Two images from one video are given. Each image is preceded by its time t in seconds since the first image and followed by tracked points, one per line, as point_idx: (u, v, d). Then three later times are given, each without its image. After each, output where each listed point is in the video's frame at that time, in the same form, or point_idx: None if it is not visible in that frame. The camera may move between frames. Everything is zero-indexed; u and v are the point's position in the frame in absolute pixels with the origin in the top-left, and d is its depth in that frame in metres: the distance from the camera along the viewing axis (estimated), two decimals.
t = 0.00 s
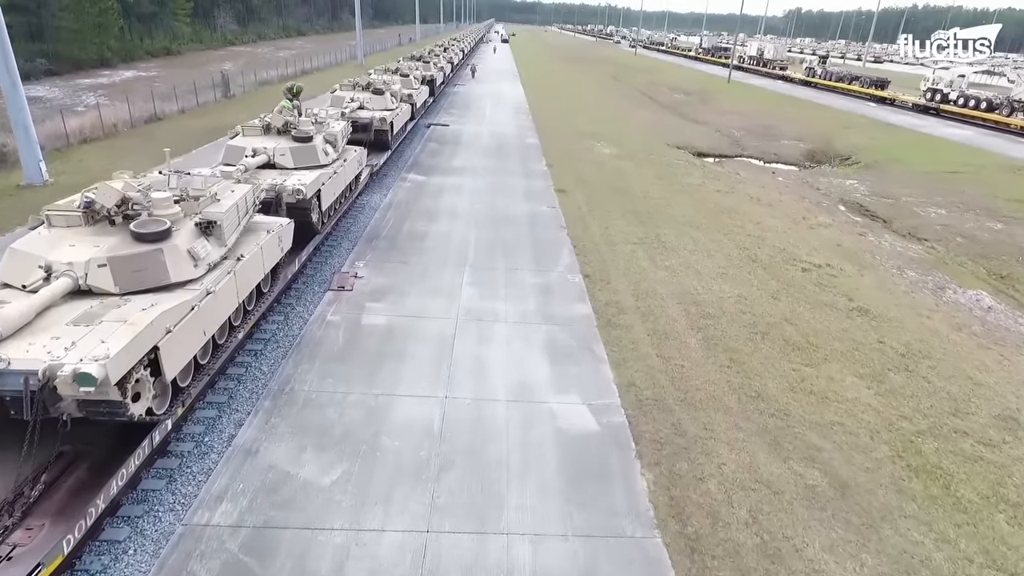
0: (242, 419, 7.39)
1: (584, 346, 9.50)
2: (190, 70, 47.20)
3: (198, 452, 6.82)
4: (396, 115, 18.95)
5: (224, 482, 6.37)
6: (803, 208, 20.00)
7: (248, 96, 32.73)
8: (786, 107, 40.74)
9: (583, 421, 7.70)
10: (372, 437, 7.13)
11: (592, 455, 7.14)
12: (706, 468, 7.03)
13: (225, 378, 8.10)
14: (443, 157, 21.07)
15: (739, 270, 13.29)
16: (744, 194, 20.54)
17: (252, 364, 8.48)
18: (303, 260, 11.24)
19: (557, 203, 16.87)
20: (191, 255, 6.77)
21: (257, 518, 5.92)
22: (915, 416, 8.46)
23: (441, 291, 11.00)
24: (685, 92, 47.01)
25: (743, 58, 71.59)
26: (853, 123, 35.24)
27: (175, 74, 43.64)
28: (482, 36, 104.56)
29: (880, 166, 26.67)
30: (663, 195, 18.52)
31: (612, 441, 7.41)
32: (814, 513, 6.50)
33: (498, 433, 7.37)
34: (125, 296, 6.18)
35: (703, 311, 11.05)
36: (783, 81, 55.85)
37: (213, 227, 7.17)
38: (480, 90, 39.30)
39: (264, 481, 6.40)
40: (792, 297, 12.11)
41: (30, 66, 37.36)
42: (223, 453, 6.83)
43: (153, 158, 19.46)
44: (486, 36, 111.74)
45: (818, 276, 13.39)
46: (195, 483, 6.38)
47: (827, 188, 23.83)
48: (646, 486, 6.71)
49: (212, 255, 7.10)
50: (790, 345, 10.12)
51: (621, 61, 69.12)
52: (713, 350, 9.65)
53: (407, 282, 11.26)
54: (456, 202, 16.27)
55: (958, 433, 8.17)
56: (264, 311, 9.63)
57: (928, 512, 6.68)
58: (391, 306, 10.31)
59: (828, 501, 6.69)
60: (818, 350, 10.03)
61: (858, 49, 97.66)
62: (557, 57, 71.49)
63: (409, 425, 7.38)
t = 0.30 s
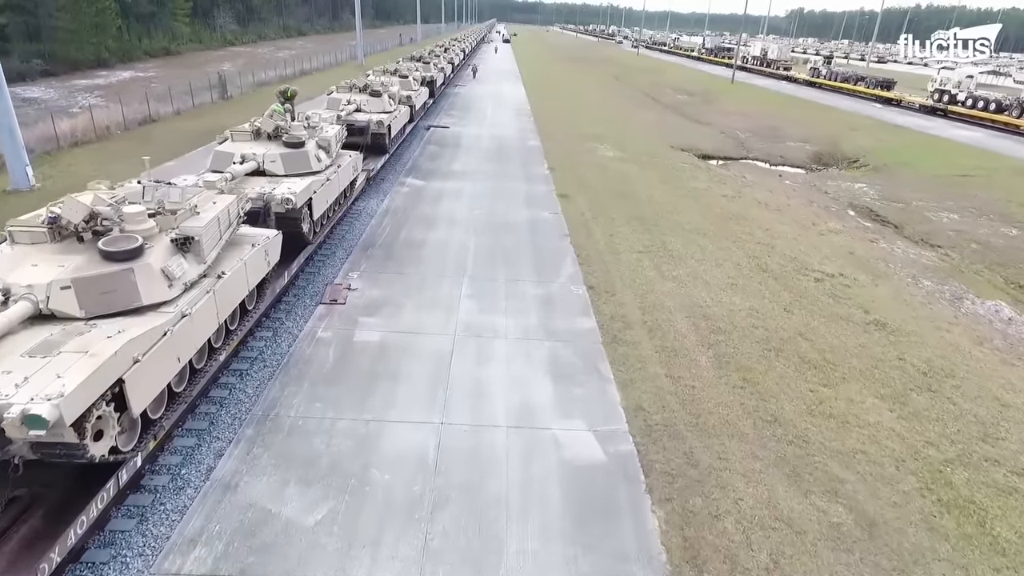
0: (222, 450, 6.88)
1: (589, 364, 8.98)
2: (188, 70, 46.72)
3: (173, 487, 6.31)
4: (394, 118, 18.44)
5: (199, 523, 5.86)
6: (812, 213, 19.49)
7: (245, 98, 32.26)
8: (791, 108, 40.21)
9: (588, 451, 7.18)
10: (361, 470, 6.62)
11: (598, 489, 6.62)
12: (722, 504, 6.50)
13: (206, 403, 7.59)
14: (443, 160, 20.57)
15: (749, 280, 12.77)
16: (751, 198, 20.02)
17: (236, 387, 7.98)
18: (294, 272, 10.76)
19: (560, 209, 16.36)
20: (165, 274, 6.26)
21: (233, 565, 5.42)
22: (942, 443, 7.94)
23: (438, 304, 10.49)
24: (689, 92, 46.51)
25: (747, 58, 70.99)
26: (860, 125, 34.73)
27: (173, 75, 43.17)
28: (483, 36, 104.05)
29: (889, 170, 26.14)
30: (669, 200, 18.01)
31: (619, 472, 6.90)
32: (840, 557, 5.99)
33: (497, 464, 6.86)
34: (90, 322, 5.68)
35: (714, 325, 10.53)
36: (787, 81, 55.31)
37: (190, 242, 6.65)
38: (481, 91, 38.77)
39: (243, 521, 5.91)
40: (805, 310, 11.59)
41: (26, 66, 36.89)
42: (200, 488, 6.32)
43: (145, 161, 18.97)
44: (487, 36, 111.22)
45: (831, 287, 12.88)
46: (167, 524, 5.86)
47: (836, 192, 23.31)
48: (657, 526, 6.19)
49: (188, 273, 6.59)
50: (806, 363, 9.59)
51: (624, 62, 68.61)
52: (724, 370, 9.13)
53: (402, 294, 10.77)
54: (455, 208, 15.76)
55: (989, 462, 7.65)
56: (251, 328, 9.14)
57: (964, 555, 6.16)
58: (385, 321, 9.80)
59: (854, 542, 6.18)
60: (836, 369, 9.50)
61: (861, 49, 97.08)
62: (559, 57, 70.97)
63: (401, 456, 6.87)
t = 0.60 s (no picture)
0: (199, 484, 6.38)
1: (594, 386, 8.47)
2: (186, 70, 46.26)
3: (144, 528, 5.82)
4: (392, 121, 17.97)
5: (169, 571, 5.37)
6: (821, 219, 18.97)
7: (242, 99, 31.77)
8: (796, 109, 39.68)
9: (594, 484, 6.67)
10: (348, 508, 6.12)
11: (605, 528, 6.11)
12: (739, 546, 5.99)
13: (185, 431, 7.10)
14: (442, 163, 20.07)
15: (760, 291, 12.25)
16: (759, 203, 19.49)
17: (217, 413, 7.49)
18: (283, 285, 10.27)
19: (563, 215, 15.84)
20: (134, 298, 5.74)
21: None
22: (972, 472, 7.42)
23: (435, 318, 9.98)
24: (692, 93, 45.98)
25: (750, 58, 70.39)
26: (867, 126, 34.19)
27: (171, 76, 42.65)
28: (485, 35, 103.56)
29: (898, 173, 25.59)
30: (674, 205, 17.49)
31: (628, 509, 6.37)
32: None
33: (495, 500, 6.36)
34: (49, 351, 5.21)
35: (725, 341, 10.02)
36: (792, 82, 54.76)
37: (163, 261, 6.12)
38: (483, 92, 38.22)
39: (217, 568, 5.42)
40: (820, 324, 11.07)
41: (22, 67, 36.38)
42: (173, 528, 5.83)
43: (136, 166, 18.48)
44: (489, 36, 110.64)
45: (845, 299, 12.35)
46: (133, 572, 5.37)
47: (844, 196, 22.78)
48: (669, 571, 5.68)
49: (161, 294, 6.08)
50: (823, 382, 9.07)
51: (626, 62, 68.04)
52: (738, 391, 8.61)
53: (397, 307, 10.26)
54: (454, 214, 15.27)
55: None
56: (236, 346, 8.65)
57: None
58: (378, 338, 9.30)
59: None
60: (855, 389, 8.98)
61: (864, 49, 96.49)
62: (561, 58, 70.42)
63: (392, 491, 6.36)
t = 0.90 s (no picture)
0: (169, 529, 5.80)
1: (601, 413, 7.86)
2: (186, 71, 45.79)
3: None
4: (390, 124, 17.40)
5: None
6: (833, 225, 18.36)
7: (239, 101, 31.23)
8: (803, 110, 39.04)
9: (602, 529, 6.08)
10: (331, 559, 5.53)
11: None
12: None
13: (157, 467, 6.52)
14: (442, 167, 19.51)
15: (774, 305, 11.63)
16: (769, 209, 18.89)
17: (193, 445, 6.92)
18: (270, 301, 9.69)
19: (566, 222, 15.25)
20: (92, 328, 5.17)
21: None
22: (1014, 513, 6.81)
23: (431, 337, 9.40)
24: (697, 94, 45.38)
25: (756, 58, 69.65)
26: (876, 128, 33.55)
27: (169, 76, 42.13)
28: (487, 36, 103.09)
29: (910, 177, 24.94)
30: (682, 211, 16.90)
31: (640, 559, 5.78)
32: None
33: (494, 549, 5.77)
34: None
35: (740, 361, 9.41)
36: (797, 83, 54.08)
37: (126, 286, 5.54)
38: (485, 94, 37.62)
39: None
40: (839, 341, 10.47)
41: (18, 68, 35.89)
42: None
43: (126, 170, 17.95)
44: (492, 36, 110.02)
45: (865, 313, 11.72)
46: None
47: (856, 201, 22.16)
48: None
49: (124, 323, 5.52)
50: (847, 408, 8.47)
51: (630, 63, 67.43)
52: (756, 419, 8.01)
53: (391, 324, 9.68)
54: (453, 222, 14.69)
55: None
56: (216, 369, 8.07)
57: None
58: (370, 359, 8.71)
59: None
60: (881, 416, 8.37)
61: (870, 49, 95.71)
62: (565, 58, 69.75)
63: (379, 538, 5.77)
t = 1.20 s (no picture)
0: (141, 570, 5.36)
1: (607, 436, 7.40)
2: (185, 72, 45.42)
3: None
4: (388, 127, 16.96)
5: None
6: (843, 230, 17.90)
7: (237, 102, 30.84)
8: (809, 111, 38.54)
9: (609, 568, 5.64)
10: None
11: None
12: None
13: (131, 498, 6.09)
14: (442, 171, 19.07)
15: (787, 316, 11.17)
16: (777, 213, 18.43)
17: (173, 473, 6.48)
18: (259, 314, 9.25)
19: (569, 228, 14.79)
20: (53, 357, 4.73)
21: None
22: None
23: (428, 352, 8.94)
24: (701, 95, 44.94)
25: (759, 58, 69.16)
26: (883, 130, 33.06)
27: (169, 77, 41.78)
28: (489, 36, 102.68)
29: (920, 180, 24.45)
30: (688, 216, 16.45)
31: None
32: None
33: None
34: None
35: (753, 378, 8.95)
36: (802, 83, 53.58)
37: (94, 307, 5.09)
38: (486, 94, 37.21)
39: None
40: (856, 356, 10.00)
41: (16, 68, 35.56)
42: None
43: (118, 174, 17.52)
44: (494, 36, 109.68)
45: (880, 325, 11.26)
46: None
47: (865, 205, 21.68)
48: None
49: (90, 349, 5.06)
50: (867, 430, 8.01)
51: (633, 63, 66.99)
52: (771, 444, 7.55)
53: (386, 338, 9.24)
54: (453, 228, 14.25)
55: None
56: (200, 388, 7.64)
57: None
58: (363, 377, 8.26)
59: None
60: (904, 439, 7.91)
61: (874, 49, 95.14)
62: (567, 58, 69.32)
63: None
